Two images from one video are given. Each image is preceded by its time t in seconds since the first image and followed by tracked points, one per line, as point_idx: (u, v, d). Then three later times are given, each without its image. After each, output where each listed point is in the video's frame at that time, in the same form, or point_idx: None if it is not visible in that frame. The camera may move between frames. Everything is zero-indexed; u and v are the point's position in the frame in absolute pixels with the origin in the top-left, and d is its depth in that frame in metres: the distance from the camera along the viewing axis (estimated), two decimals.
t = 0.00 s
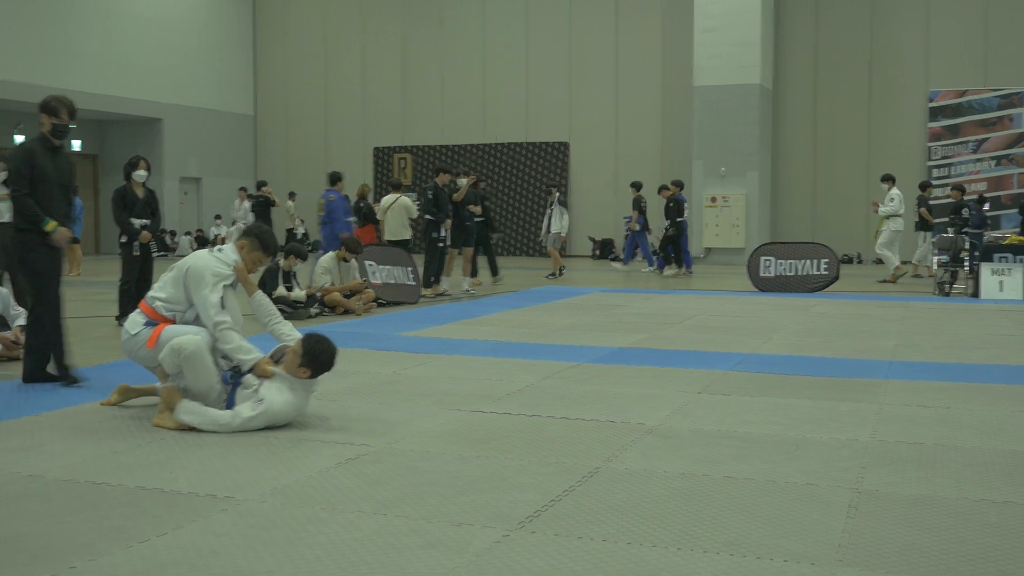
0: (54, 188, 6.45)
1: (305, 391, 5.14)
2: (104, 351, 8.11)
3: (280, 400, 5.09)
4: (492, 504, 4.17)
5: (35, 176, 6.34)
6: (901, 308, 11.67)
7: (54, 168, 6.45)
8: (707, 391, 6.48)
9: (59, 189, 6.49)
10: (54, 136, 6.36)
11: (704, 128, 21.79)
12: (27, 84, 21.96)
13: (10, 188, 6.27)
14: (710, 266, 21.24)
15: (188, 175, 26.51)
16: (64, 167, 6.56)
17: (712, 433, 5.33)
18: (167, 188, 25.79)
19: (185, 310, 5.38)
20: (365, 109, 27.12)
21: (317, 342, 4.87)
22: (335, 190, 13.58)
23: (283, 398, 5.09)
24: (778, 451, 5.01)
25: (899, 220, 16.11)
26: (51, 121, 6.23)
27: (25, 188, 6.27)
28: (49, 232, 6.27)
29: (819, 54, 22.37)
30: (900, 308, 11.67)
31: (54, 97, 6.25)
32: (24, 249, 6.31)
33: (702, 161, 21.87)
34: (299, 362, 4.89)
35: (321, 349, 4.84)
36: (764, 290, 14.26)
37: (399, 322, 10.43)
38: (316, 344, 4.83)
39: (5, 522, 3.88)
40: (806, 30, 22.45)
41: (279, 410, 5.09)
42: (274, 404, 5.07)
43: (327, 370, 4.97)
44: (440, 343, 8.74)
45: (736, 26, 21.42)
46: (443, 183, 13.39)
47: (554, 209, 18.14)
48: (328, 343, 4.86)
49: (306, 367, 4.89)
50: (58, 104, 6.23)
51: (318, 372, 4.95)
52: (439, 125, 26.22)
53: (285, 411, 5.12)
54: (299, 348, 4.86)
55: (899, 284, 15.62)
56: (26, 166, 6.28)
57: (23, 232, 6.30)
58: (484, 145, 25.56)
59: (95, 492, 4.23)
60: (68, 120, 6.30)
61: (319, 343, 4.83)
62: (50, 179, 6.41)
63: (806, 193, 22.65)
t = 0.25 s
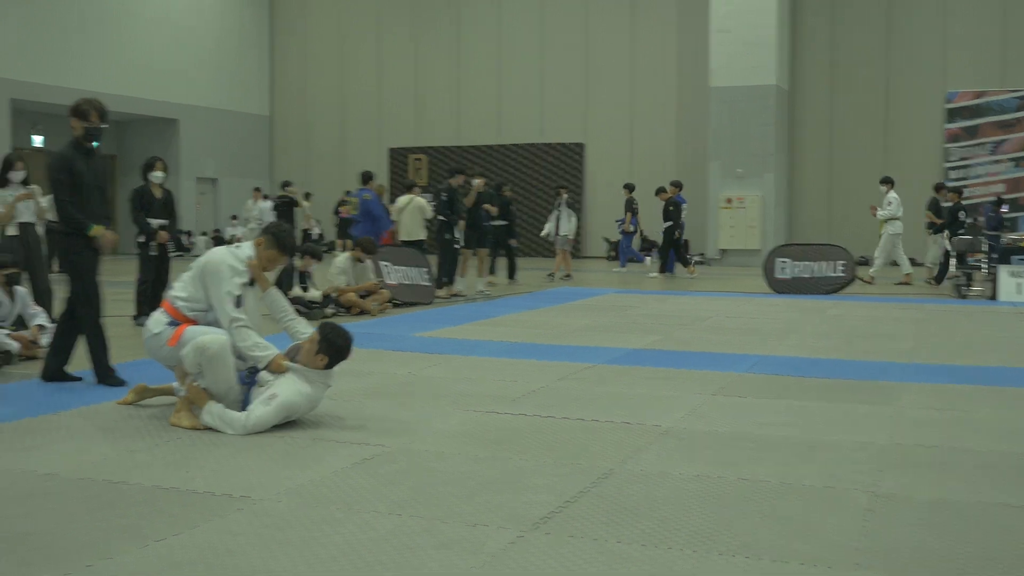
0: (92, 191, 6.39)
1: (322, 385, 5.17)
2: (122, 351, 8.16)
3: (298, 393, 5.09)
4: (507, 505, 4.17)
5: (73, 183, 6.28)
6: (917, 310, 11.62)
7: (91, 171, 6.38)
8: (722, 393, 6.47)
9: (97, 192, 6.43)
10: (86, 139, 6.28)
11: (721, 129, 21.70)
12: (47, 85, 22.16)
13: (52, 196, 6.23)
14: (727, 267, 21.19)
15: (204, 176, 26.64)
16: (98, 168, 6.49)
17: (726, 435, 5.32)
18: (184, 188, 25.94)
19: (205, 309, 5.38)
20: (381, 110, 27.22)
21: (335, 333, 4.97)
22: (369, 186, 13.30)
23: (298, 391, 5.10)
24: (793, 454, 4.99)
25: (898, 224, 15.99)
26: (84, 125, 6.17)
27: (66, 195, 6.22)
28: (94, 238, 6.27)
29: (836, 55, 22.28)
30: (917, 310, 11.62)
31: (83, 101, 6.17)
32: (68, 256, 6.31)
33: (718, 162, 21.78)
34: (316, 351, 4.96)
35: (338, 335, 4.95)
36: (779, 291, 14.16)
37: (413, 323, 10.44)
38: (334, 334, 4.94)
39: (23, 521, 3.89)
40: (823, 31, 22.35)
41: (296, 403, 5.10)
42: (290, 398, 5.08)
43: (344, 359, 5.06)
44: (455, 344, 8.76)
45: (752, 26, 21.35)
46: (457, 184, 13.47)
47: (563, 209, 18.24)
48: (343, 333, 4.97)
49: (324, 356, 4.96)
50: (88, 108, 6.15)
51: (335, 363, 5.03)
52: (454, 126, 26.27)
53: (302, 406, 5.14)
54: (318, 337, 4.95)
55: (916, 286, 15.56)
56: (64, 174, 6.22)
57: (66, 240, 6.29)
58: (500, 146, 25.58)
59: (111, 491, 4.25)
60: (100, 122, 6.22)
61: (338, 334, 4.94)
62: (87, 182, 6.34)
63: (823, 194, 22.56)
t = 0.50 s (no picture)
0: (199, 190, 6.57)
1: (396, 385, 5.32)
2: (204, 348, 8.38)
3: (374, 392, 5.25)
4: (582, 507, 4.13)
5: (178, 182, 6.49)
6: (1004, 317, 11.21)
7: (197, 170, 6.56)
8: (803, 399, 6.34)
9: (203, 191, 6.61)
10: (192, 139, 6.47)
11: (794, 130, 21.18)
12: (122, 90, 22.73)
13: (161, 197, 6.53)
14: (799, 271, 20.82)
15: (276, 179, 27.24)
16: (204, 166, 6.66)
17: (812, 441, 5.21)
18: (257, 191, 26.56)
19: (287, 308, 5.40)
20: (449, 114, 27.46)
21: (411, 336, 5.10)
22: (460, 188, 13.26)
23: (374, 391, 5.25)
24: (881, 462, 4.86)
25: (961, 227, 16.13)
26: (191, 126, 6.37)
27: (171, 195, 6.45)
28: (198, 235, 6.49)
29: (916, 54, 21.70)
30: (1003, 317, 11.22)
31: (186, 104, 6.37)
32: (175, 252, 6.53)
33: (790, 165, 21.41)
34: (392, 351, 5.10)
35: (413, 337, 5.08)
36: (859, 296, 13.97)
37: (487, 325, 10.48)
38: (411, 337, 5.06)
39: (112, 511, 4.00)
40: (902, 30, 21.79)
41: (370, 402, 5.23)
42: (366, 398, 5.22)
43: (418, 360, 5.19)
44: (528, 345, 8.79)
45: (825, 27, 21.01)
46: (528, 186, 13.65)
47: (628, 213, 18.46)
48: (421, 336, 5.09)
49: (400, 358, 5.09)
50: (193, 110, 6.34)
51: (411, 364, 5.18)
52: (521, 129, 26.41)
53: (377, 405, 5.28)
54: (395, 339, 5.09)
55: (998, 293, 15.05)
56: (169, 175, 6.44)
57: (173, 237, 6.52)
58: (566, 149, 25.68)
59: (196, 485, 4.33)
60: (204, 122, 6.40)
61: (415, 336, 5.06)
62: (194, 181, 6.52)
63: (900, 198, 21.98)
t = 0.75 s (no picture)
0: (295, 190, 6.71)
1: (471, 390, 5.30)
2: (286, 345, 8.59)
3: (446, 394, 5.26)
4: (656, 510, 4.07)
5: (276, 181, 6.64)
6: None
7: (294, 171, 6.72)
8: (882, 403, 6.22)
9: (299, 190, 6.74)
10: (292, 139, 6.64)
11: (881, 128, 21.15)
12: (212, 92, 23.79)
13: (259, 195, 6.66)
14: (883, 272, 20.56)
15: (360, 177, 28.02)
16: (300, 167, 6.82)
17: (898, 447, 5.08)
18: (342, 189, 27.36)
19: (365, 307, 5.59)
20: (530, 113, 27.90)
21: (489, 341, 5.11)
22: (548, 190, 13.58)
23: (447, 394, 5.26)
24: (969, 470, 4.70)
25: None
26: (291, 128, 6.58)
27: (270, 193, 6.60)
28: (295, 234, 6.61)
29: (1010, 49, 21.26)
30: None
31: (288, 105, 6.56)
32: (271, 250, 6.67)
33: (878, 164, 21.20)
34: (470, 354, 5.13)
35: (492, 343, 5.08)
36: (946, 299, 13.51)
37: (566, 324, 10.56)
38: (490, 343, 5.06)
39: (190, 502, 4.07)
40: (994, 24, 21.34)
41: (443, 404, 5.26)
42: (439, 399, 5.25)
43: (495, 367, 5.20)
44: (602, 345, 8.82)
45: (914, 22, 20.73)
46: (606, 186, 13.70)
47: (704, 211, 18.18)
48: (500, 343, 5.08)
49: (478, 361, 5.12)
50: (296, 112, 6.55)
51: (487, 369, 5.18)
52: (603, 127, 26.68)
53: (450, 408, 5.30)
54: (473, 343, 5.11)
55: None
56: (269, 173, 6.62)
57: (270, 234, 6.64)
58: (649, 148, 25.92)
59: (271, 480, 4.39)
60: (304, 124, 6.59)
61: (494, 342, 5.06)
62: (291, 181, 6.68)
63: (991, 197, 21.52)
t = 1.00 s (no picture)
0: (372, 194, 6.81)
1: (527, 391, 5.32)
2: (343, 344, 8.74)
3: (501, 394, 5.29)
4: (712, 513, 3.99)
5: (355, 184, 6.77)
6: None
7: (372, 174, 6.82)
8: (945, 407, 6.13)
9: (377, 195, 6.84)
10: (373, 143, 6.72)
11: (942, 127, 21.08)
12: (274, 94, 24.36)
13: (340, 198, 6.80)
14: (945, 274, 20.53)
15: (418, 177, 28.72)
16: (382, 173, 6.89)
17: (959, 452, 5.00)
18: (400, 188, 28.02)
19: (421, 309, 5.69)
20: (591, 113, 28.46)
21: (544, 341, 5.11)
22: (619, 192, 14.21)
23: (503, 394, 5.30)
24: None
25: None
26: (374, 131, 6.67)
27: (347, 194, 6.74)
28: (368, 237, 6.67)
29: None
30: None
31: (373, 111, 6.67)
32: (350, 251, 6.80)
33: (940, 163, 21.11)
34: (526, 355, 5.14)
35: (548, 346, 5.08)
36: (1011, 302, 13.22)
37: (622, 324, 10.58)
38: (545, 345, 5.06)
39: (251, 499, 4.09)
40: None
41: (499, 405, 5.30)
42: (494, 399, 5.30)
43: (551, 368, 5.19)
44: (658, 346, 8.82)
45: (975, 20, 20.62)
46: (665, 186, 13.76)
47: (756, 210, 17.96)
48: (556, 344, 5.08)
49: (533, 363, 5.13)
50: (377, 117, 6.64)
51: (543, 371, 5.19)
52: (663, 128, 27.10)
53: (506, 409, 5.33)
54: (528, 344, 5.12)
55: None
56: (346, 176, 6.75)
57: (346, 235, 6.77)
58: (709, 148, 26.20)
59: (329, 477, 4.42)
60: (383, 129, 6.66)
61: (549, 343, 5.06)
62: (368, 185, 6.79)
63: None
